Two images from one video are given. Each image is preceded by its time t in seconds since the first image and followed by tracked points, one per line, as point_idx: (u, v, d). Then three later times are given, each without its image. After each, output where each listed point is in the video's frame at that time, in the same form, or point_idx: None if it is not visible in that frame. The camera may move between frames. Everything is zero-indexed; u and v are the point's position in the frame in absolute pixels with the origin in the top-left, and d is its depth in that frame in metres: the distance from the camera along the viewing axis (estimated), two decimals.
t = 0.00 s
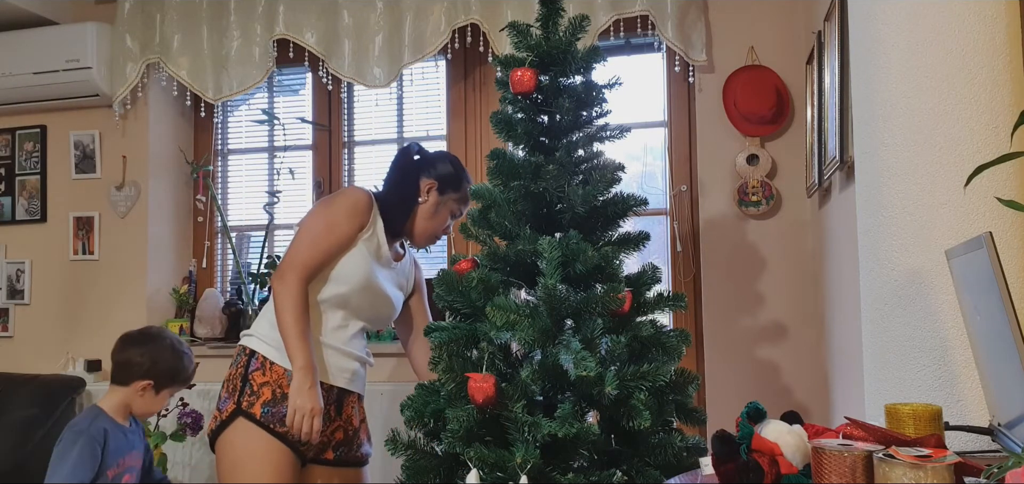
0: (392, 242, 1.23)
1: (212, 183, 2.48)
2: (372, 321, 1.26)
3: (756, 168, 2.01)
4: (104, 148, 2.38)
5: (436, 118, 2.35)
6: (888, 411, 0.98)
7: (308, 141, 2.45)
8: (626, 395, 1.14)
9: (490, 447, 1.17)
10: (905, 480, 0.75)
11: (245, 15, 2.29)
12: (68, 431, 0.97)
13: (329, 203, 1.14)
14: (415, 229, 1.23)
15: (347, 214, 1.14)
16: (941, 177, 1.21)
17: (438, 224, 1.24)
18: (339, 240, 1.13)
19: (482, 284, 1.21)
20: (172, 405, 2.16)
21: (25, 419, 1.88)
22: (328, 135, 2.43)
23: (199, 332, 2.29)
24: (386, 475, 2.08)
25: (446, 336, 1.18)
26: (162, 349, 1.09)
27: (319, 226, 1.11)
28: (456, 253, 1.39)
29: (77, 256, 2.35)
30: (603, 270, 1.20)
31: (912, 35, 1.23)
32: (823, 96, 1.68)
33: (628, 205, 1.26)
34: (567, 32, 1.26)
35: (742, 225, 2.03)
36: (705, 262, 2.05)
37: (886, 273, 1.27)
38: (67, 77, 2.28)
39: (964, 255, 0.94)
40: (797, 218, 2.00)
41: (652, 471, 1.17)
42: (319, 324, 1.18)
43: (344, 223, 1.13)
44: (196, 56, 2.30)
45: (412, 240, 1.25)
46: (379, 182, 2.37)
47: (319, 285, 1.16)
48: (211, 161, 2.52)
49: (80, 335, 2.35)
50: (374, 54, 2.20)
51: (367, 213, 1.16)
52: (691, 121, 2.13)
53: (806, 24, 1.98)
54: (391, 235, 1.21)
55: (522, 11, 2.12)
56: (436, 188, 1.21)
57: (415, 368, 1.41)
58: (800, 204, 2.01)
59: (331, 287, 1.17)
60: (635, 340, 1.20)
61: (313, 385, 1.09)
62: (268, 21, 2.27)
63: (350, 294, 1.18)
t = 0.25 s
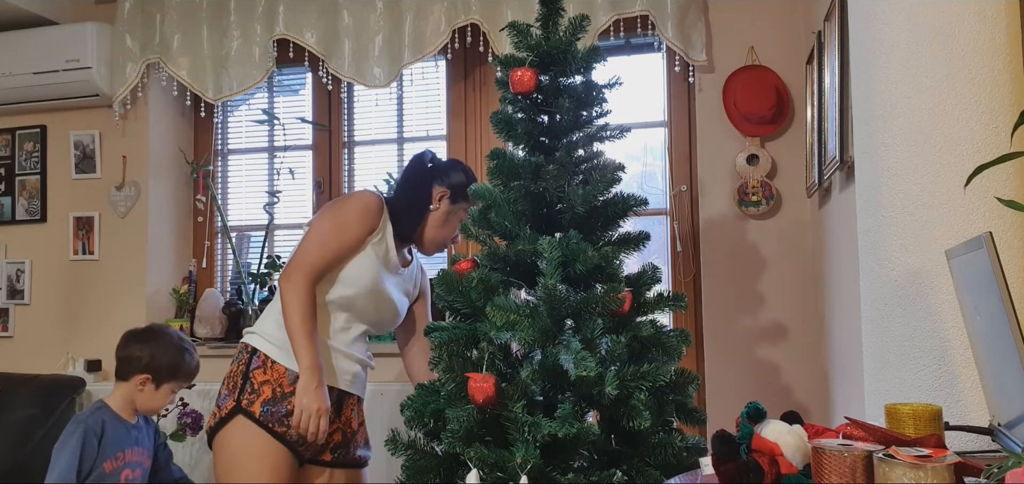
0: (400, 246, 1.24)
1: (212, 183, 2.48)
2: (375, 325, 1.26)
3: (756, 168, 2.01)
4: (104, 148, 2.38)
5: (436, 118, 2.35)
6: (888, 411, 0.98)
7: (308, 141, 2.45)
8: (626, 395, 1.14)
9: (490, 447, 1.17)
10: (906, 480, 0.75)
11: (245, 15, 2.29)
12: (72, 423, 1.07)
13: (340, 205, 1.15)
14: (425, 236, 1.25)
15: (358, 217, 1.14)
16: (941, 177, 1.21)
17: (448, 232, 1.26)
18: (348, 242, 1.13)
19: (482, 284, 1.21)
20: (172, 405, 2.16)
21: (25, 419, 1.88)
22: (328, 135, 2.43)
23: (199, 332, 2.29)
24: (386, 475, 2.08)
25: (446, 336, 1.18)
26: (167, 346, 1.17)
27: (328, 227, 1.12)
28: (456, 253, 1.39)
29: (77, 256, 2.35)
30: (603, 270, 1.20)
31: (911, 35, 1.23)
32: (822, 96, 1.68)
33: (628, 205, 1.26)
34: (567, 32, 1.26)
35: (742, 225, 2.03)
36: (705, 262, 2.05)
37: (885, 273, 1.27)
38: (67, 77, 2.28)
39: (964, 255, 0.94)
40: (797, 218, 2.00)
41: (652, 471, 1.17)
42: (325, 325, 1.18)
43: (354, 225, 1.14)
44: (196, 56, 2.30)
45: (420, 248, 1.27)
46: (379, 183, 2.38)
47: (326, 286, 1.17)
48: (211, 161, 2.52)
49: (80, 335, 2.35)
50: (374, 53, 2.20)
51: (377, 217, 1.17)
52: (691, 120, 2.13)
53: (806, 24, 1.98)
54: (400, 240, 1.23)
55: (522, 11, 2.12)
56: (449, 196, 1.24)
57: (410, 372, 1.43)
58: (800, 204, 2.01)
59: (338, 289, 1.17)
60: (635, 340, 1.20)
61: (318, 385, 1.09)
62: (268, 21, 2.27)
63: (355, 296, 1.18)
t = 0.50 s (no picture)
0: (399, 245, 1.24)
1: (212, 183, 2.48)
2: (375, 324, 1.26)
3: (756, 167, 2.01)
4: (104, 148, 2.38)
5: (436, 118, 2.35)
6: (888, 411, 0.98)
7: (308, 141, 2.45)
8: (626, 395, 1.14)
9: (490, 447, 1.16)
10: (906, 480, 0.75)
11: (245, 15, 2.29)
12: (48, 439, 0.91)
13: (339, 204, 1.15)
14: (423, 234, 1.25)
15: (356, 215, 1.14)
16: (941, 177, 1.21)
17: (445, 231, 1.26)
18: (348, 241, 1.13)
19: (482, 284, 1.21)
20: (172, 405, 2.16)
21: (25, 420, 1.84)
22: (328, 135, 2.42)
23: (199, 332, 2.29)
24: (386, 475, 2.08)
25: (446, 336, 1.19)
26: (137, 343, 0.95)
27: (328, 226, 1.12)
28: (456, 253, 1.39)
29: (76, 256, 2.35)
30: (603, 270, 1.20)
31: (911, 35, 1.23)
32: (822, 96, 1.68)
33: (628, 205, 1.26)
34: (567, 32, 1.26)
35: (742, 225, 2.03)
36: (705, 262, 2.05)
37: (886, 273, 1.27)
38: (67, 77, 2.28)
39: (964, 255, 0.94)
40: (797, 218, 2.00)
41: (652, 471, 1.17)
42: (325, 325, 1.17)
43: (354, 223, 1.14)
44: (196, 56, 2.31)
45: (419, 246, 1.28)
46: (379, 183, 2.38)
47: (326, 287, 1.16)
48: (211, 161, 2.52)
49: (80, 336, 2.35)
50: (374, 54, 2.20)
51: (375, 215, 1.17)
52: (691, 120, 2.13)
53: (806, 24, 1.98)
54: (398, 238, 1.22)
55: (522, 11, 2.12)
56: (448, 194, 1.24)
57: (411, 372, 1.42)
58: (800, 204, 2.01)
59: (338, 289, 1.17)
60: (635, 340, 1.20)
61: (321, 387, 1.09)
62: (268, 21, 2.27)
63: (355, 296, 1.18)
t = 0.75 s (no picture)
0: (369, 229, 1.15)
1: (212, 183, 2.48)
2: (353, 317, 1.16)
3: (756, 167, 2.01)
4: (104, 148, 2.38)
5: (436, 118, 2.35)
6: (888, 411, 0.97)
7: (308, 141, 2.46)
8: (626, 395, 1.14)
9: (490, 447, 1.16)
10: (906, 480, 0.75)
11: (245, 15, 2.29)
12: None
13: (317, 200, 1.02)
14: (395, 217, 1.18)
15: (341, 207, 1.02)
16: (942, 177, 1.21)
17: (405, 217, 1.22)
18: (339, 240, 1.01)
19: (482, 284, 1.21)
20: (172, 405, 2.16)
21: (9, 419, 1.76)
22: (328, 135, 2.43)
23: (199, 332, 2.29)
24: (386, 475, 2.08)
25: (446, 336, 1.19)
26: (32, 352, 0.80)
27: (317, 228, 0.99)
28: (456, 253, 1.39)
29: (76, 256, 2.35)
30: (603, 270, 1.20)
31: (912, 35, 1.23)
32: (822, 96, 1.68)
33: (628, 205, 1.26)
34: (567, 32, 1.26)
35: (742, 224, 2.03)
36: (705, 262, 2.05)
37: (885, 273, 1.27)
38: (67, 77, 2.28)
39: (964, 255, 0.94)
40: (796, 218, 2.00)
41: (652, 471, 1.17)
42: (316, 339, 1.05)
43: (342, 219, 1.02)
44: (196, 56, 2.30)
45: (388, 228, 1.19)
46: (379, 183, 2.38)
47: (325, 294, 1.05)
48: (211, 161, 2.52)
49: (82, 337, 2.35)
50: (374, 54, 2.20)
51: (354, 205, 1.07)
52: (691, 120, 2.13)
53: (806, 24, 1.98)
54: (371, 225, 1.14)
55: (522, 11, 2.12)
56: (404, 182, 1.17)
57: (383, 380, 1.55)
58: (800, 204, 2.01)
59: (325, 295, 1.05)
60: (635, 340, 1.20)
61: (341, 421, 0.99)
62: (268, 21, 2.27)
63: (332, 294, 1.06)
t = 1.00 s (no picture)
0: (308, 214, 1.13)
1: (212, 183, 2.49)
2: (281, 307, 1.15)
3: (756, 168, 2.01)
4: (104, 148, 2.38)
5: (436, 118, 2.35)
6: (887, 411, 0.98)
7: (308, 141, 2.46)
8: (626, 395, 1.14)
9: (490, 447, 1.16)
10: (906, 480, 0.75)
11: (245, 15, 2.29)
12: None
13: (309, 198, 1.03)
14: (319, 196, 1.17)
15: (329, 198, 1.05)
16: (941, 177, 1.21)
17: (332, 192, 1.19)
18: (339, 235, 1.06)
19: (482, 284, 1.21)
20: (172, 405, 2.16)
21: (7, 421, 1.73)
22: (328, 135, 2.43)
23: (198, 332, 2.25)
24: (386, 475, 2.08)
25: (446, 336, 1.19)
26: None
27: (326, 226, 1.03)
28: (457, 253, 1.39)
29: (77, 256, 2.35)
30: (603, 270, 1.20)
31: (912, 35, 1.23)
32: (822, 97, 1.68)
33: (628, 205, 1.26)
34: (567, 32, 1.26)
35: (742, 224, 2.03)
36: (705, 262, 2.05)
37: (886, 273, 1.27)
38: (67, 77, 2.28)
39: (964, 255, 0.94)
40: (796, 218, 2.00)
41: (652, 471, 1.17)
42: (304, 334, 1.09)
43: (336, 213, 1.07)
44: (196, 56, 2.30)
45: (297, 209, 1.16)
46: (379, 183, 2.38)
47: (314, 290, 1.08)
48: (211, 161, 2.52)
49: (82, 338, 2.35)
50: (374, 54, 2.20)
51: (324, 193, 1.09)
52: (691, 120, 2.13)
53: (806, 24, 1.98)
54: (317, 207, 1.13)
55: (522, 11, 2.12)
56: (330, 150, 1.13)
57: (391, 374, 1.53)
58: (800, 204, 2.01)
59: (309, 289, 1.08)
60: (635, 340, 1.20)
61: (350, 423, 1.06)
62: (268, 21, 2.27)
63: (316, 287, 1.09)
